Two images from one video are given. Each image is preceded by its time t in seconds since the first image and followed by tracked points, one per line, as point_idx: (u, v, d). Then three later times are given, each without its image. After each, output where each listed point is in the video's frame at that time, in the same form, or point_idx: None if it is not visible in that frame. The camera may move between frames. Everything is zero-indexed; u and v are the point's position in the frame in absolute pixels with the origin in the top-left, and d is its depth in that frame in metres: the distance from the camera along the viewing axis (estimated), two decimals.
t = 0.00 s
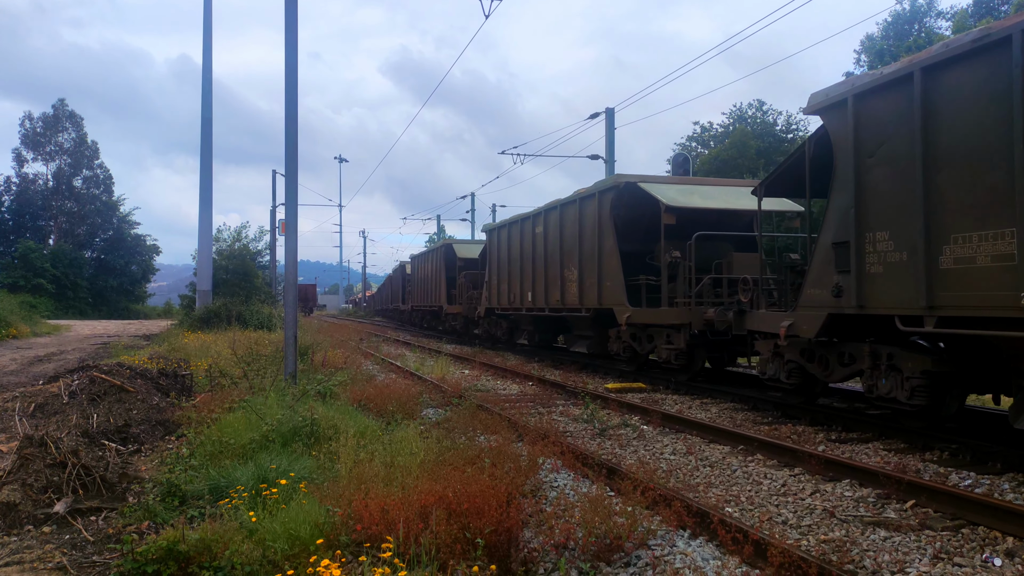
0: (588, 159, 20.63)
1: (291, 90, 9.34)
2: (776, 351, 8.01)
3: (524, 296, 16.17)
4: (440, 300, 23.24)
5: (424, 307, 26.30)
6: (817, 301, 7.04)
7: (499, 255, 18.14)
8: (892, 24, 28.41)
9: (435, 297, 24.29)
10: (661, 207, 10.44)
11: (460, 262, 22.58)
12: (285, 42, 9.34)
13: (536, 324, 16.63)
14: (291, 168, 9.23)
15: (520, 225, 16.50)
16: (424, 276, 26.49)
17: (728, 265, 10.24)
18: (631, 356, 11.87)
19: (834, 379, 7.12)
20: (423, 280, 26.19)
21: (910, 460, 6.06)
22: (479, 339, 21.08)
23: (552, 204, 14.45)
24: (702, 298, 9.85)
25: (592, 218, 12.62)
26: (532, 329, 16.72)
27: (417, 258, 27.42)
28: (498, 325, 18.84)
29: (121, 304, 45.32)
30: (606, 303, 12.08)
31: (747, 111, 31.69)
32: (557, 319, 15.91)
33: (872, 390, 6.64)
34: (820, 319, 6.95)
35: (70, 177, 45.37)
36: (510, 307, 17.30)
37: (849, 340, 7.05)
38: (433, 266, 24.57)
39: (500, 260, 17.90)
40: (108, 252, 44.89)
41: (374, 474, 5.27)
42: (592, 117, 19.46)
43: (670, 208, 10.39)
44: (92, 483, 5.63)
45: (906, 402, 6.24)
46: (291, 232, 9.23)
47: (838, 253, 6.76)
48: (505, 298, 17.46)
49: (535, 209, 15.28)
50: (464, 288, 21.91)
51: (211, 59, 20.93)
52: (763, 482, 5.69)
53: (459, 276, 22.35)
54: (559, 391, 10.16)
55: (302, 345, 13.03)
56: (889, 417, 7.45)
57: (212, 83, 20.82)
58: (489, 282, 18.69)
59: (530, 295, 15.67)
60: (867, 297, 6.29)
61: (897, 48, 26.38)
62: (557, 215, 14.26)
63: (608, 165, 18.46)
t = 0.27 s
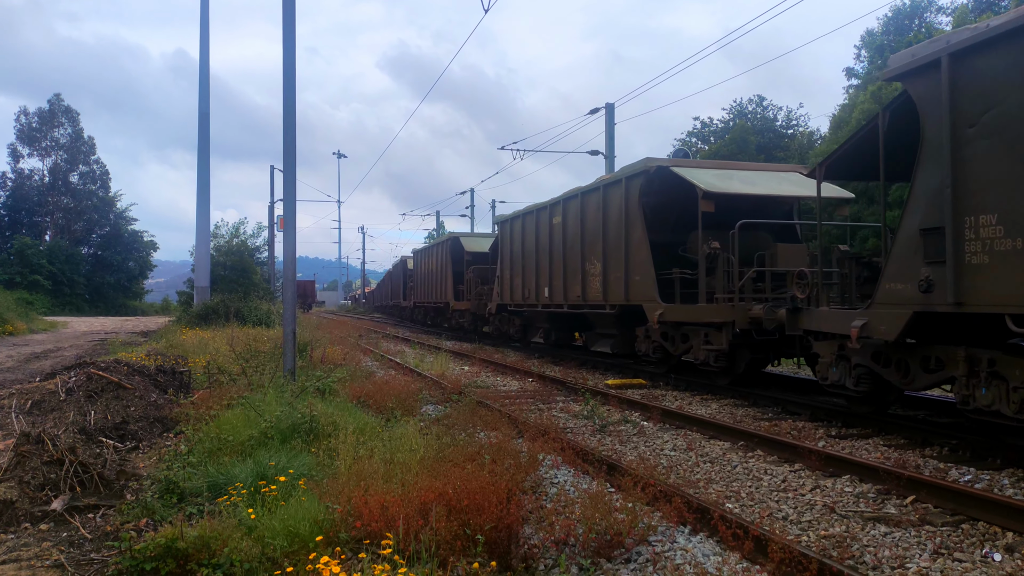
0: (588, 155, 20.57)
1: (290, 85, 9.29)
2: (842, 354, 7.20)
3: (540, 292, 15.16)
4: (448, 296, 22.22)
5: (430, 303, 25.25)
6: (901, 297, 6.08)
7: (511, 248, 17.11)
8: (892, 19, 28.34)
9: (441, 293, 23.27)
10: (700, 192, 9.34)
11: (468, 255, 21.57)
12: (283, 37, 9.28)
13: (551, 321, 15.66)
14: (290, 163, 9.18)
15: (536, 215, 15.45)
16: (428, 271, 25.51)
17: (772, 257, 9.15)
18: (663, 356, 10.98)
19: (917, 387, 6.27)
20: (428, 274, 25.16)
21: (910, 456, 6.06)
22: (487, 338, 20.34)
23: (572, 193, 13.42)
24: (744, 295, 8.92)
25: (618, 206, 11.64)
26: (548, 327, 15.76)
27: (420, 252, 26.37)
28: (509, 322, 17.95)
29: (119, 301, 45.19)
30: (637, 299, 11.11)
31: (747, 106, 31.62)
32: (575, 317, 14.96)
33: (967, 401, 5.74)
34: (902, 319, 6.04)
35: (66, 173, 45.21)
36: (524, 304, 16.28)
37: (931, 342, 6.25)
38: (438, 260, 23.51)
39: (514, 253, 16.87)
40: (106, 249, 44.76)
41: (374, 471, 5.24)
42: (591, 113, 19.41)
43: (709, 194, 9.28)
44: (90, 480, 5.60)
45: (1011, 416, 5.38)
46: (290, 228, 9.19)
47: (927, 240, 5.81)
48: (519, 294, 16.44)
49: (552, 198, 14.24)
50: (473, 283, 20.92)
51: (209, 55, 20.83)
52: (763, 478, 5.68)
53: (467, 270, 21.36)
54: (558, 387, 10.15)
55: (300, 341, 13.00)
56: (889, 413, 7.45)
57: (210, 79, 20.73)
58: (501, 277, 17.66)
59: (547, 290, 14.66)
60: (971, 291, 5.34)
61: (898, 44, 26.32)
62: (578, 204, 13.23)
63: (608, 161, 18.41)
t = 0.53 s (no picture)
0: (586, 152, 20.55)
1: (288, 83, 9.26)
2: (925, 360, 6.19)
3: (557, 288, 14.07)
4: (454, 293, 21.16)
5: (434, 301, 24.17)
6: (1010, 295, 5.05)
7: (524, 241, 15.97)
8: (889, 17, 28.22)
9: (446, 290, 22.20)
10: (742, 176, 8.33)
11: (475, 250, 20.49)
12: (281, 33, 9.26)
13: (567, 320, 14.57)
14: (288, 161, 9.16)
15: (551, 205, 14.34)
16: (432, 266, 24.42)
17: (822, 250, 8.38)
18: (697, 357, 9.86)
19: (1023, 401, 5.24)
20: (433, 270, 24.07)
21: (908, 452, 6.07)
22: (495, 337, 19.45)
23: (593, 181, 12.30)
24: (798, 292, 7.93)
25: (648, 194, 10.51)
26: (565, 326, 14.61)
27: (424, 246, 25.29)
28: (522, 321, 16.87)
29: (118, 298, 45.16)
30: (669, 296, 9.99)
31: (745, 104, 31.57)
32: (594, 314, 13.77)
33: None
34: (1009, 321, 5.04)
35: (65, 170, 45.17)
36: (539, 301, 15.14)
37: None
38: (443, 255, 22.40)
39: (527, 246, 15.72)
40: (104, 246, 44.71)
41: (373, 468, 5.24)
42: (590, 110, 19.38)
43: (754, 178, 8.24)
44: (89, 478, 5.61)
45: None
46: (288, 225, 9.17)
47: None
48: (532, 290, 15.34)
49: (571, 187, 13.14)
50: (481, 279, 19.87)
51: (207, 52, 20.79)
52: (761, 474, 5.69)
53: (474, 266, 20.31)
54: (557, 384, 10.15)
55: (299, 338, 12.98)
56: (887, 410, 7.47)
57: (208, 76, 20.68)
58: (513, 272, 16.52)
59: (564, 286, 13.54)
60: None
61: (897, 41, 26.25)
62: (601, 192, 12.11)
63: (607, 158, 18.39)
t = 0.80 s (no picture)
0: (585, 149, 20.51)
1: (287, 79, 9.23)
2: None
3: (578, 284, 13.09)
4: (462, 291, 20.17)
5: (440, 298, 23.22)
6: None
7: (539, 234, 14.97)
8: (889, 13, 28.14)
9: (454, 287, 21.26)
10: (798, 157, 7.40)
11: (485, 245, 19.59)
12: (280, 29, 9.22)
13: (588, 318, 13.56)
14: (287, 157, 9.13)
15: (570, 195, 13.33)
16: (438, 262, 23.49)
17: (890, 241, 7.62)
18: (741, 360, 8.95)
19: None
20: (438, 266, 23.12)
21: (908, 449, 6.06)
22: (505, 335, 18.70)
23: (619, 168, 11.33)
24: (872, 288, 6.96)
25: (685, 179, 9.57)
26: (585, 324, 13.66)
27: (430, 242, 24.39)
28: (536, 318, 15.86)
29: (117, 295, 45.12)
30: (712, 292, 9.05)
31: (745, 101, 31.50)
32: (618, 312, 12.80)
33: None
34: None
35: (64, 167, 45.12)
36: (557, 297, 14.15)
37: None
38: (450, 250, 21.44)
39: (544, 240, 14.71)
40: (103, 243, 44.64)
41: (372, 465, 5.23)
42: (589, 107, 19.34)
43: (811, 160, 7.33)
44: (88, 474, 5.60)
45: None
46: (288, 222, 9.14)
47: None
48: (551, 286, 14.35)
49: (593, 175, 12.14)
50: (492, 275, 18.90)
51: (206, 48, 20.72)
52: (762, 471, 5.69)
53: (484, 261, 19.40)
54: (557, 381, 10.14)
55: (299, 335, 12.97)
56: (887, 406, 7.46)
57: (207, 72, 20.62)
58: (528, 267, 15.51)
59: (586, 282, 12.58)
60: None
61: (897, 37, 26.18)
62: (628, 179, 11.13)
63: (607, 155, 18.35)
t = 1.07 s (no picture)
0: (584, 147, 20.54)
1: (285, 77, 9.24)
2: None
3: (599, 281, 12.07)
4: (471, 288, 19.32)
5: (445, 296, 22.37)
6: None
7: (554, 227, 13.94)
8: (887, 11, 28.14)
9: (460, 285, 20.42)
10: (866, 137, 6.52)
11: (495, 241, 18.76)
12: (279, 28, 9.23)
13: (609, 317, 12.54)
14: (286, 155, 9.15)
15: (590, 185, 12.31)
16: (444, 259, 22.66)
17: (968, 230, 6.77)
18: (792, 365, 7.98)
19: None
20: (445, 263, 22.28)
21: (903, 445, 6.09)
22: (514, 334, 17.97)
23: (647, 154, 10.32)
24: (959, 284, 6.06)
25: (728, 163, 8.58)
26: (605, 324, 12.68)
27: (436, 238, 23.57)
28: (551, 318, 14.86)
29: (116, 293, 45.13)
30: (759, 290, 8.06)
31: (743, 99, 31.49)
32: (642, 311, 11.83)
33: None
34: None
35: (63, 165, 45.13)
36: (575, 295, 13.14)
37: None
38: (458, 247, 20.59)
39: (559, 234, 13.67)
40: (103, 241, 44.65)
41: (371, 461, 5.26)
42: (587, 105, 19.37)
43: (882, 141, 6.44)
44: (88, 470, 5.63)
45: None
46: (286, 220, 9.16)
47: None
48: (567, 283, 13.31)
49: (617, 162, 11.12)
50: (502, 272, 18.03)
51: (205, 46, 20.73)
52: (758, 468, 5.71)
53: (494, 258, 18.58)
54: (556, 378, 10.18)
55: (298, 332, 12.99)
56: (883, 403, 7.48)
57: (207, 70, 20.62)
58: (542, 263, 14.51)
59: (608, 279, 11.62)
60: None
61: (894, 36, 26.20)
62: (658, 166, 10.12)
63: (605, 153, 18.37)
